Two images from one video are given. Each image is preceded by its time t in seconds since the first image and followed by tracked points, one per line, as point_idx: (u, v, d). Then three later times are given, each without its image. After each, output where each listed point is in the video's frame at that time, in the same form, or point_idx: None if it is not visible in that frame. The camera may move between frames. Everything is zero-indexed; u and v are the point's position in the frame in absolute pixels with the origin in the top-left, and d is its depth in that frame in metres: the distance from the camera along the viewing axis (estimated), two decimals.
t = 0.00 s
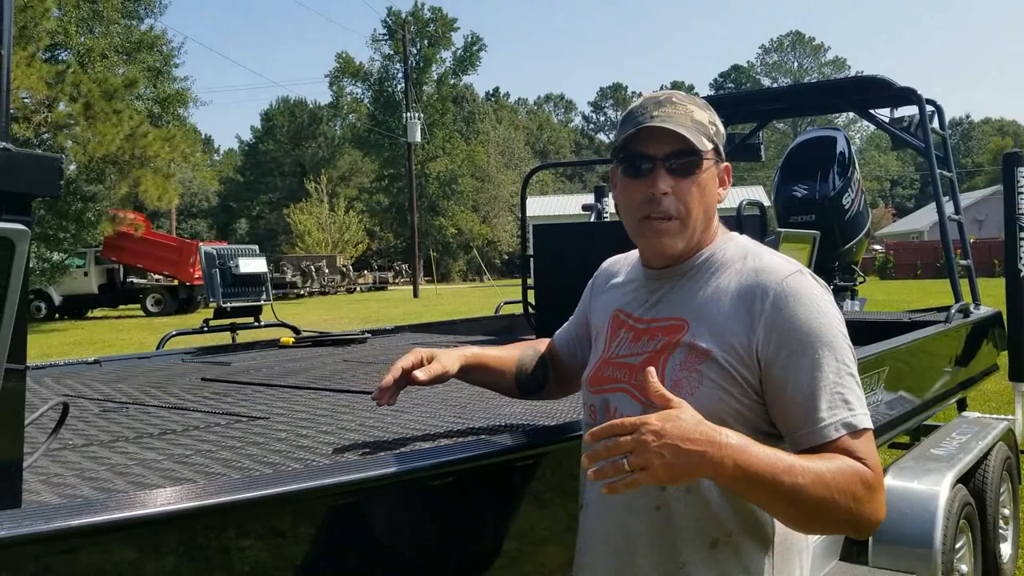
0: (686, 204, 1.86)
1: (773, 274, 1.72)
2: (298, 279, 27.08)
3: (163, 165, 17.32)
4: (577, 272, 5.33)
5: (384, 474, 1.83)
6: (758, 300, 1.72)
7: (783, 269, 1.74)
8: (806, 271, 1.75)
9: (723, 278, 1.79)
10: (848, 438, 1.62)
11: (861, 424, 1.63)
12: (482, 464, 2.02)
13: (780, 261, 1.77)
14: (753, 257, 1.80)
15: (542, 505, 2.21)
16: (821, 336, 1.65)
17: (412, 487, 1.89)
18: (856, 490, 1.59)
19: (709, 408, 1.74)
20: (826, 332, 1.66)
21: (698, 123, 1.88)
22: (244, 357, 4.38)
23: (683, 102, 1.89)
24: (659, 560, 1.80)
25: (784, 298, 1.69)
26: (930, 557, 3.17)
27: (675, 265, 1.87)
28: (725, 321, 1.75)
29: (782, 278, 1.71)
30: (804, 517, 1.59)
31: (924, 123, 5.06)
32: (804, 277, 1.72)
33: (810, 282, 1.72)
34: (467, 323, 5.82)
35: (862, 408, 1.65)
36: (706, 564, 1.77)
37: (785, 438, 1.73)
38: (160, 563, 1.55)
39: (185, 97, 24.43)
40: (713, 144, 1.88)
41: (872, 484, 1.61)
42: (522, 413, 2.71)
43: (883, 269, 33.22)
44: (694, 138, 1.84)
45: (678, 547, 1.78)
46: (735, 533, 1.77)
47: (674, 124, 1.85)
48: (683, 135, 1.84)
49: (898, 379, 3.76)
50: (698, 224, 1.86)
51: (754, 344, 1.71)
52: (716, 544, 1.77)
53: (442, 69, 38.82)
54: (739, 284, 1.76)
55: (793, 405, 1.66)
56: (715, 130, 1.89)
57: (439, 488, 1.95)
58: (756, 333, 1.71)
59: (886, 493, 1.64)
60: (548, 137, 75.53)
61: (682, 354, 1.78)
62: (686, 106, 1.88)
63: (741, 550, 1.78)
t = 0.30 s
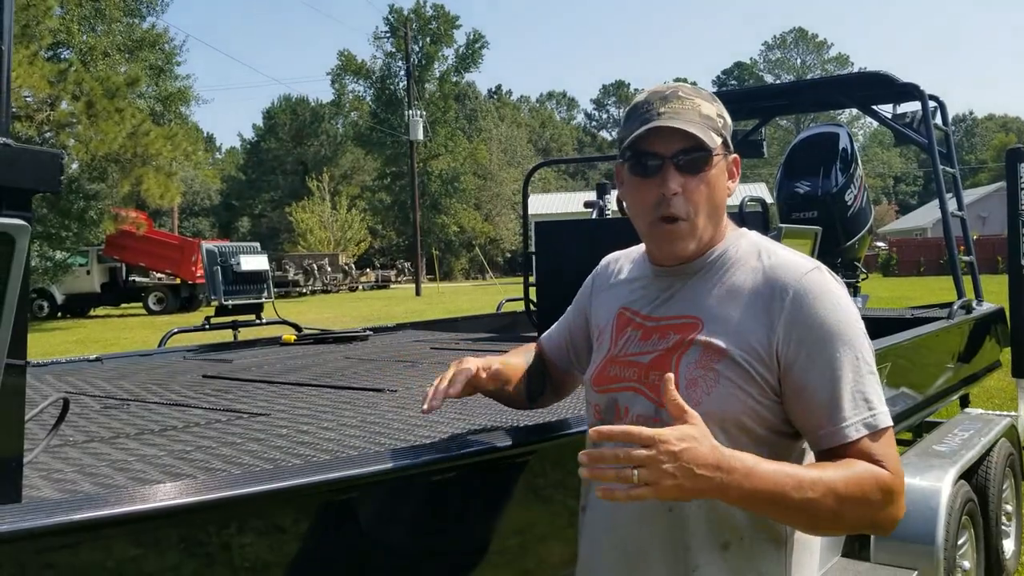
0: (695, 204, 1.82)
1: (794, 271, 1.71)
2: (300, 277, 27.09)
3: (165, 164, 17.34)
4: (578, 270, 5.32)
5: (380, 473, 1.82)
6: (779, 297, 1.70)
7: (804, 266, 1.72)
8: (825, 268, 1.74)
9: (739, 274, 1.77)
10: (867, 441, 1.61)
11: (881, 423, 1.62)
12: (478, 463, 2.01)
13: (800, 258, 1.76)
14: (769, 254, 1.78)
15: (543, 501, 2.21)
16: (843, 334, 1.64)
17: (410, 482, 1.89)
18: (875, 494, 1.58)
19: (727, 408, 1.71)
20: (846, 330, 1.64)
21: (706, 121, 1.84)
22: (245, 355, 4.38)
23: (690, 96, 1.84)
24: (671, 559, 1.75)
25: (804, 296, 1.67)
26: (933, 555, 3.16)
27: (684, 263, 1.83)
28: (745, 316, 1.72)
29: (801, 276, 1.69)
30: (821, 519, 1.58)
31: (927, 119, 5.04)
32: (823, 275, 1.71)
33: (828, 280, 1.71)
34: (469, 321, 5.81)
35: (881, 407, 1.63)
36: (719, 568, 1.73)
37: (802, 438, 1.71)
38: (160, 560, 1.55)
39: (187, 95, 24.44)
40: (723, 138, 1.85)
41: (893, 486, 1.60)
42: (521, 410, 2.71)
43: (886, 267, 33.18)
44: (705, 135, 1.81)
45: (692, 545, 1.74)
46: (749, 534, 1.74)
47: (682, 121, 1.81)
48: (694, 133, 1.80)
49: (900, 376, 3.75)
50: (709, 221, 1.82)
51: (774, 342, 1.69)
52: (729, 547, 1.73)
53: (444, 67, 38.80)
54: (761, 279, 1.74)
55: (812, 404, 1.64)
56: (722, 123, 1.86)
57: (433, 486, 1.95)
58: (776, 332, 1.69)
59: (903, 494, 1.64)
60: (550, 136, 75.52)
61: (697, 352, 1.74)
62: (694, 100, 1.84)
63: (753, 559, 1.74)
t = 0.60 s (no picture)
0: (698, 211, 1.79)
1: (798, 274, 1.69)
2: (301, 278, 27.14)
3: (166, 165, 17.36)
4: (579, 269, 5.32)
5: (382, 474, 1.82)
6: (779, 301, 1.68)
7: (806, 269, 1.70)
8: (830, 270, 1.71)
9: (746, 276, 1.75)
10: (860, 451, 1.59)
11: (877, 432, 1.58)
12: (480, 466, 2.02)
13: (804, 260, 1.73)
14: (779, 256, 1.76)
15: (546, 501, 2.21)
16: (842, 341, 1.61)
17: (413, 483, 1.90)
18: (858, 503, 1.56)
19: (731, 414, 1.70)
20: (848, 336, 1.62)
21: (706, 123, 1.81)
22: (247, 357, 4.38)
23: (686, 99, 1.82)
24: (671, 557, 1.75)
25: (805, 300, 1.66)
26: (934, 554, 3.16)
27: (692, 268, 1.82)
28: (746, 318, 1.71)
29: (804, 280, 1.68)
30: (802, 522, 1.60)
31: (926, 117, 5.04)
32: (828, 278, 1.68)
33: (833, 283, 1.68)
34: (469, 321, 5.82)
35: (882, 418, 1.60)
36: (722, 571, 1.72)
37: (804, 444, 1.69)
38: (164, 563, 1.56)
39: (187, 97, 24.47)
40: (723, 139, 1.82)
41: (882, 498, 1.58)
42: (521, 410, 2.71)
43: (887, 265, 33.24)
44: (701, 140, 1.78)
45: (695, 549, 1.73)
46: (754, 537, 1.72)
47: (676, 130, 1.78)
48: (690, 140, 1.78)
49: (901, 375, 3.75)
50: (713, 227, 1.80)
51: (776, 346, 1.67)
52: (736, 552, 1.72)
53: (444, 67, 38.82)
54: (764, 283, 1.72)
55: (809, 411, 1.63)
56: (721, 125, 1.84)
57: (437, 488, 1.95)
58: (778, 335, 1.67)
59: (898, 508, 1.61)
60: (550, 136, 75.57)
61: (703, 357, 1.73)
62: (690, 105, 1.82)
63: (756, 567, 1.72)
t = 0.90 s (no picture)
0: (689, 218, 1.77)
1: (801, 271, 1.68)
2: (303, 277, 27.15)
3: (167, 166, 17.36)
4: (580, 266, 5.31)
5: (387, 472, 1.82)
6: (785, 301, 1.68)
7: (810, 265, 1.69)
8: (834, 263, 1.69)
9: (749, 274, 1.74)
10: (873, 446, 1.58)
11: (889, 426, 1.58)
12: (484, 463, 2.03)
13: (809, 255, 1.72)
14: (781, 252, 1.74)
15: (548, 499, 2.21)
16: (849, 337, 1.60)
17: (415, 481, 1.90)
18: (871, 497, 1.57)
19: (739, 414, 1.71)
20: (854, 333, 1.61)
21: (686, 129, 1.78)
22: (249, 356, 4.38)
23: (664, 106, 1.79)
24: (684, 556, 1.75)
25: (810, 297, 1.65)
26: (937, 549, 3.16)
27: (694, 270, 1.80)
28: (751, 318, 1.71)
29: (807, 277, 1.67)
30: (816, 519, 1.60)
31: (927, 112, 5.04)
32: (832, 274, 1.67)
33: (837, 278, 1.67)
34: (471, 319, 5.82)
35: (894, 411, 1.59)
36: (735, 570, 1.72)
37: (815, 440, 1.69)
38: (167, 562, 1.55)
39: (187, 97, 24.48)
40: (706, 141, 1.79)
41: (894, 493, 1.58)
42: (523, 408, 2.71)
43: (888, 261, 33.25)
44: (681, 150, 1.75)
45: (709, 548, 1.73)
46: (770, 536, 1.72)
47: (656, 142, 1.75)
48: (670, 152, 1.74)
49: (904, 370, 3.75)
50: (707, 230, 1.78)
51: (782, 345, 1.67)
52: (748, 550, 1.72)
53: (444, 65, 38.81)
54: (769, 282, 1.71)
55: (819, 408, 1.62)
56: (704, 125, 1.81)
57: (438, 487, 1.95)
58: (784, 334, 1.67)
59: (914, 499, 1.61)
60: (551, 134, 75.52)
61: (710, 358, 1.73)
62: (668, 112, 1.78)
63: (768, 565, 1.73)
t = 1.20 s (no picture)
0: (688, 205, 1.78)
1: (794, 262, 1.68)
2: (306, 276, 27.17)
3: (170, 164, 17.38)
4: (584, 263, 5.30)
5: (393, 468, 1.82)
6: (778, 292, 1.67)
7: (803, 256, 1.69)
8: (828, 254, 1.69)
9: (746, 265, 1.75)
10: (867, 435, 1.58)
11: (883, 414, 1.57)
12: (494, 457, 2.02)
13: (803, 247, 1.71)
14: (777, 243, 1.75)
15: (554, 496, 2.21)
16: (840, 325, 1.60)
17: (424, 477, 1.90)
18: (866, 487, 1.56)
19: (735, 404, 1.71)
20: (848, 321, 1.60)
21: (684, 118, 1.80)
22: (254, 353, 4.39)
23: (663, 99, 1.80)
24: (684, 548, 1.78)
25: (801, 287, 1.65)
26: (942, 547, 3.16)
27: (695, 260, 1.82)
28: (745, 309, 1.71)
29: (799, 267, 1.67)
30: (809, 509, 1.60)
31: (933, 108, 5.03)
32: (825, 264, 1.67)
33: (831, 268, 1.66)
34: (475, 316, 5.82)
35: (888, 399, 1.58)
36: (730, 561, 1.73)
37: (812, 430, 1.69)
38: (173, 560, 1.55)
39: (190, 95, 24.49)
40: (705, 133, 1.80)
41: (890, 482, 1.56)
42: (529, 404, 2.71)
43: (892, 258, 33.22)
44: (678, 140, 1.76)
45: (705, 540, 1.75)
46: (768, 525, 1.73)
47: (651, 133, 1.77)
48: (665, 142, 1.75)
49: (910, 365, 3.75)
50: (706, 219, 1.80)
51: (774, 335, 1.67)
52: (741, 539, 1.73)
53: (447, 63, 38.81)
54: (763, 272, 1.72)
55: (811, 397, 1.62)
56: (702, 119, 1.81)
57: (446, 482, 1.95)
58: (775, 324, 1.67)
59: (913, 488, 1.59)
60: (553, 131, 75.51)
61: (705, 349, 1.74)
62: (667, 105, 1.80)
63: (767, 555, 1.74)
